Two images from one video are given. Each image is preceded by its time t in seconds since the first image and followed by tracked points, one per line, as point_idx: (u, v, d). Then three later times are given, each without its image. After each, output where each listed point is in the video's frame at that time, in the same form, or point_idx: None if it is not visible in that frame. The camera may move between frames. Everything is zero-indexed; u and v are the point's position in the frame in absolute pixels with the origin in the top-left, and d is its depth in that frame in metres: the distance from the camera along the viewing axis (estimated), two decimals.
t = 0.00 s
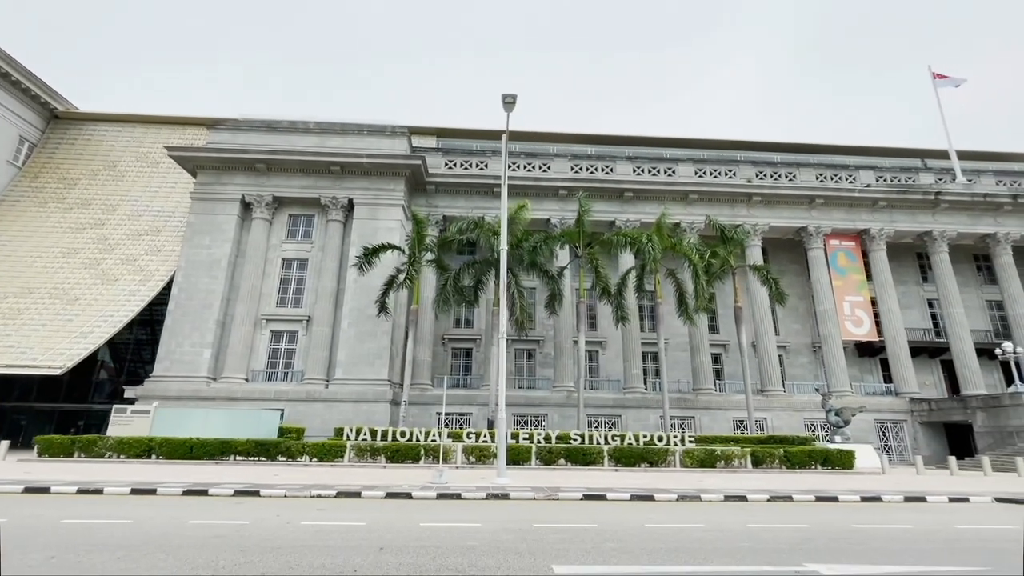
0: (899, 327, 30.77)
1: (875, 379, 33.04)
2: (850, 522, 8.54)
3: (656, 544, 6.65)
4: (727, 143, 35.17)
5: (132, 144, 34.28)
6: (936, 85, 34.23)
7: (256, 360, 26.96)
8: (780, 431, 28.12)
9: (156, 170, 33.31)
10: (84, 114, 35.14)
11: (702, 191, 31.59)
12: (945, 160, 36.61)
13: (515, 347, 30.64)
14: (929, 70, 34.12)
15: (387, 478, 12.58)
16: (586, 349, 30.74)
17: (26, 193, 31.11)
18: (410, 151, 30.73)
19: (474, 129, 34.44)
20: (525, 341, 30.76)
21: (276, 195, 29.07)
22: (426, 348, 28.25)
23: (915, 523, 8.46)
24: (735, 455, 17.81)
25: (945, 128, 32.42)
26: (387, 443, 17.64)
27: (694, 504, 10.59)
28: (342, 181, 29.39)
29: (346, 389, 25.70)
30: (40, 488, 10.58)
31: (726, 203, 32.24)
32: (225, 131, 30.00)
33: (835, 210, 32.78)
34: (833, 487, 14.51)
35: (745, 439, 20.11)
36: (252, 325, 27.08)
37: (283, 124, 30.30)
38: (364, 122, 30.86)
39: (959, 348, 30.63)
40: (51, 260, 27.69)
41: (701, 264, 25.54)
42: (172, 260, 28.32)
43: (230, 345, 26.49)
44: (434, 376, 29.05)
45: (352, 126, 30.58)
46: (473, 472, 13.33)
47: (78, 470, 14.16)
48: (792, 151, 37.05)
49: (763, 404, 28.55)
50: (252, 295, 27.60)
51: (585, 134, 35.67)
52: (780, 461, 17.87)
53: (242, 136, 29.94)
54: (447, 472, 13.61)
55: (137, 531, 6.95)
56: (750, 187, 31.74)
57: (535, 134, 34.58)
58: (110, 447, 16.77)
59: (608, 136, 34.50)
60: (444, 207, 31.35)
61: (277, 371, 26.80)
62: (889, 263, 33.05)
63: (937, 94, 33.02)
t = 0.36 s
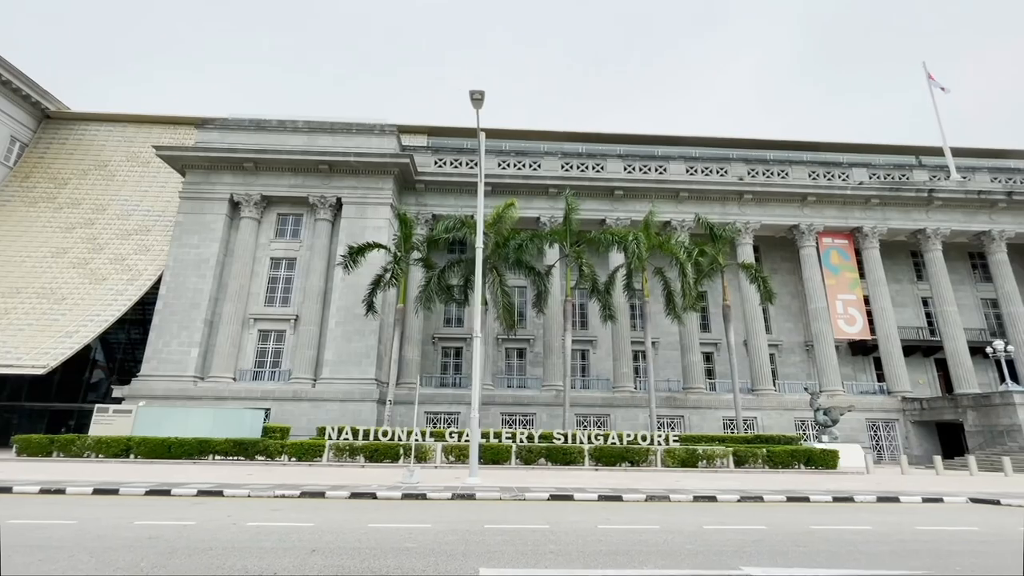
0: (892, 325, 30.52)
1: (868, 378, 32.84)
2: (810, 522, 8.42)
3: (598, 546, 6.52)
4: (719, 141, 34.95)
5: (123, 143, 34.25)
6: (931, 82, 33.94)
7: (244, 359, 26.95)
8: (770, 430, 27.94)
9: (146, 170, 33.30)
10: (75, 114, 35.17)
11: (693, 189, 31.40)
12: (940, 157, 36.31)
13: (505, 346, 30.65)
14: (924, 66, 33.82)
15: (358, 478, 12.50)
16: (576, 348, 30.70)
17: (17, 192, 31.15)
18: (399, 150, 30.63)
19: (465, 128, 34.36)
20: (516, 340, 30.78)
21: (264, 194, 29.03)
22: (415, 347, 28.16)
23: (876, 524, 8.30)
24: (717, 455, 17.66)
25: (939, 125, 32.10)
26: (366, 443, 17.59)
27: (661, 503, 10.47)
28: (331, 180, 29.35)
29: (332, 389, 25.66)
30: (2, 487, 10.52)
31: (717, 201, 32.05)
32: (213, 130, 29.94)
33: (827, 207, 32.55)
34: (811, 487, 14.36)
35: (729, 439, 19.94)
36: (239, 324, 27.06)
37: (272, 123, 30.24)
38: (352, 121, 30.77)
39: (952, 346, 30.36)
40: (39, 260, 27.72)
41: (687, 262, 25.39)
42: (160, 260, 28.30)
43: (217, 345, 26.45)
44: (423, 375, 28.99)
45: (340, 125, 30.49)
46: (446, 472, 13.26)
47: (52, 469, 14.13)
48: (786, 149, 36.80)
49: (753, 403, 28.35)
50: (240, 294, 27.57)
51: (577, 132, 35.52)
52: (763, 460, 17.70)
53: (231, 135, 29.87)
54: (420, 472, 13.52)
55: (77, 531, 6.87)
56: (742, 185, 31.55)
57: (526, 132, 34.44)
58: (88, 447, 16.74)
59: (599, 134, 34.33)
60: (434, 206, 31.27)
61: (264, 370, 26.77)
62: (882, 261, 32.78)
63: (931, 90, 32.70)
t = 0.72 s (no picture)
0: (888, 324, 30.23)
1: (865, 377, 32.56)
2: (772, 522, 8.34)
3: (545, 545, 6.48)
4: (715, 139, 34.75)
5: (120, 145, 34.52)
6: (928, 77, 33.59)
7: (236, 359, 27.09)
8: (764, 430, 27.74)
9: (143, 171, 33.54)
10: (73, 116, 35.49)
11: (686, 187, 31.23)
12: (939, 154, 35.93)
13: (499, 345, 30.71)
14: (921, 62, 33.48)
15: (334, 477, 12.52)
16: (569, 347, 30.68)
17: (15, 195, 31.46)
18: (391, 150, 30.65)
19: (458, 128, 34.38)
20: (509, 339, 30.84)
21: (257, 195, 29.16)
22: (407, 346, 28.16)
23: (839, 524, 8.19)
24: (703, 454, 17.52)
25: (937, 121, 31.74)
26: (350, 442, 17.62)
27: (630, 503, 10.41)
28: (323, 180, 29.43)
29: (324, 389, 25.72)
30: None
31: (711, 199, 31.86)
32: (207, 131, 30.09)
33: (823, 205, 32.27)
34: (792, 487, 14.24)
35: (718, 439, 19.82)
36: (232, 324, 27.19)
37: (265, 124, 30.35)
38: (345, 121, 30.83)
39: (950, 345, 30.03)
40: (35, 261, 27.98)
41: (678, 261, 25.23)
42: (155, 260, 28.49)
43: (210, 345, 26.58)
44: (415, 375, 29.01)
45: (333, 125, 30.57)
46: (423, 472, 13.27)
47: (35, 469, 14.23)
48: (782, 146, 36.55)
49: (747, 402, 28.13)
50: (233, 295, 27.70)
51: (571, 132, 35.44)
52: (749, 460, 17.56)
53: (224, 136, 30.01)
54: (397, 471, 13.52)
55: (30, 531, 6.91)
56: (736, 183, 31.38)
57: (520, 131, 34.40)
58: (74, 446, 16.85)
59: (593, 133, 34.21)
60: (426, 206, 31.30)
61: (256, 370, 26.90)
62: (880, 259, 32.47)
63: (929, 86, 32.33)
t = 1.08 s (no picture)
0: (888, 322, 29.85)
1: (865, 376, 32.19)
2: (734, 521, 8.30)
3: (491, 542, 6.51)
4: (712, 136, 34.52)
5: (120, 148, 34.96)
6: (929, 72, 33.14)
7: (232, 359, 27.37)
8: (759, 429, 27.52)
9: (143, 174, 33.96)
10: (76, 120, 36.02)
11: (682, 185, 31.05)
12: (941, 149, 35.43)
13: (495, 345, 30.81)
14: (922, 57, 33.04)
15: (312, 476, 12.60)
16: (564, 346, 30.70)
17: (18, 198, 31.99)
18: (386, 150, 30.79)
19: (454, 128, 34.44)
20: (505, 339, 30.92)
21: (253, 196, 29.41)
22: (402, 346, 28.31)
23: (801, 522, 8.14)
24: (689, 453, 17.42)
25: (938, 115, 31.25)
26: (337, 441, 17.76)
27: (599, 501, 10.42)
28: (318, 181, 29.63)
29: (318, 388, 25.90)
30: None
31: (708, 197, 31.65)
32: (204, 133, 30.39)
33: (821, 202, 31.93)
34: (775, 486, 14.14)
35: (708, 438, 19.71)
36: (228, 325, 27.46)
37: (261, 126, 30.60)
38: (340, 122, 31.00)
39: (951, 343, 29.57)
40: (37, 263, 28.46)
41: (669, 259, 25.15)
42: (153, 262, 28.86)
43: (206, 345, 26.85)
44: (410, 374, 29.14)
45: (328, 126, 30.77)
46: (403, 470, 13.35)
47: (23, 466, 14.47)
48: (780, 143, 36.26)
49: (743, 401, 27.91)
50: (229, 295, 27.97)
51: (567, 130, 35.38)
52: (736, 459, 17.45)
53: (221, 139, 30.28)
54: (376, 470, 13.59)
55: None
56: (732, 181, 31.16)
57: (516, 131, 34.39)
58: (65, 445, 17.11)
59: (589, 132, 34.13)
60: (421, 206, 31.37)
61: (252, 370, 27.15)
62: (879, 256, 32.09)
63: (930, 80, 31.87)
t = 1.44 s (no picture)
0: (888, 320, 29.45)
1: (866, 375, 31.79)
2: (697, 520, 8.25)
3: (440, 541, 6.53)
4: (710, 133, 34.26)
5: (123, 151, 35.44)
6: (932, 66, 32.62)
7: (230, 359, 27.66)
8: (756, 429, 27.27)
9: (145, 176, 34.42)
10: (80, 125, 36.59)
11: (679, 183, 30.85)
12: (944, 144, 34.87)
13: (492, 345, 30.87)
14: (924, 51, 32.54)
15: (293, 474, 12.70)
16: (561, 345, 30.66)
17: (24, 201, 32.60)
18: (381, 151, 30.93)
19: (451, 128, 34.52)
20: (502, 339, 30.96)
21: (251, 198, 29.70)
22: (397, 346, 28.48)
23: (764, 523, 8.07)
24: (677, 453, 17.32)
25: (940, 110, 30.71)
26: (326, 441, 17.89)
27: (571, 501, 10.41)
28: (314, 182, 29.85)
29: (314, 388, 26.11)
30: None
31: (705, 195, 31.43)
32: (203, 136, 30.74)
33: (821, 199, 31.55)
34: (758, 486, 14.03)
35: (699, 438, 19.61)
36: (226, 325, 27.77)
37: (259, 128, 30.88)
38: (336, 124, 31.19)
39: (954, 341, 29.01)
40: (40, 265, 28.98)
41: (661, 257, 25.02)
42: (153, 263, 29.27)
43: (204, 345, 27.16)
44: (406, 374, 29.29)
45: (325, 128, 30.97)
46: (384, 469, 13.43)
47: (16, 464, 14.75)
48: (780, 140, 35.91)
49: (740, 401, 27.66)
50: (227, 296, 28.27)
51: (564, 130, 35.30)
52: (724, 459, 17.33)
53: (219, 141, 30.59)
54: (358, 469, 13.66)
55: None
56: (730, 179, 30.89)
57: (512, 130, 34.36)
58: (59, 444, 17.40)
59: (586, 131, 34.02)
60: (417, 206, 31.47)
61: (250, 370, 27.43)
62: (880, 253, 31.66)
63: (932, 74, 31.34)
